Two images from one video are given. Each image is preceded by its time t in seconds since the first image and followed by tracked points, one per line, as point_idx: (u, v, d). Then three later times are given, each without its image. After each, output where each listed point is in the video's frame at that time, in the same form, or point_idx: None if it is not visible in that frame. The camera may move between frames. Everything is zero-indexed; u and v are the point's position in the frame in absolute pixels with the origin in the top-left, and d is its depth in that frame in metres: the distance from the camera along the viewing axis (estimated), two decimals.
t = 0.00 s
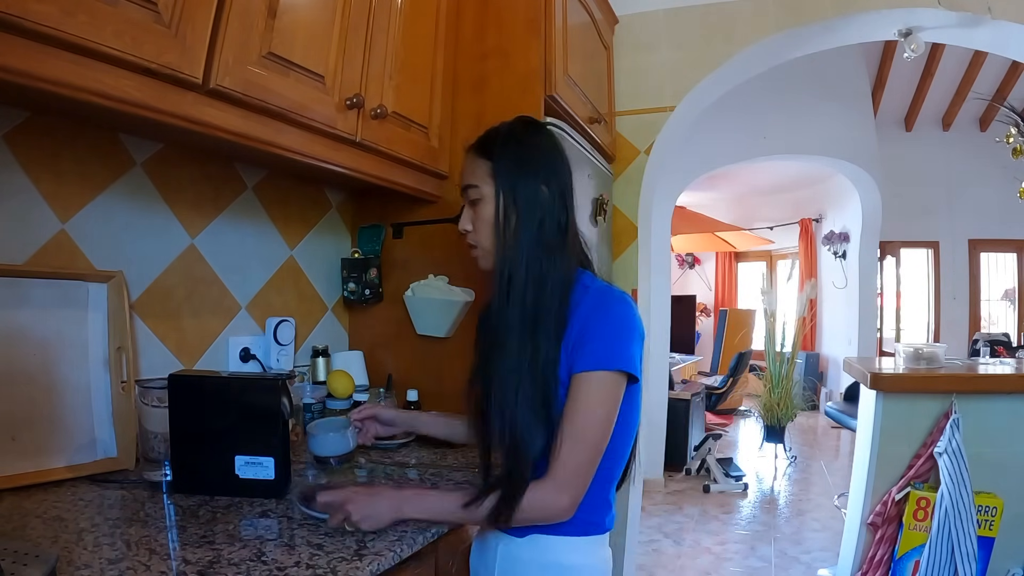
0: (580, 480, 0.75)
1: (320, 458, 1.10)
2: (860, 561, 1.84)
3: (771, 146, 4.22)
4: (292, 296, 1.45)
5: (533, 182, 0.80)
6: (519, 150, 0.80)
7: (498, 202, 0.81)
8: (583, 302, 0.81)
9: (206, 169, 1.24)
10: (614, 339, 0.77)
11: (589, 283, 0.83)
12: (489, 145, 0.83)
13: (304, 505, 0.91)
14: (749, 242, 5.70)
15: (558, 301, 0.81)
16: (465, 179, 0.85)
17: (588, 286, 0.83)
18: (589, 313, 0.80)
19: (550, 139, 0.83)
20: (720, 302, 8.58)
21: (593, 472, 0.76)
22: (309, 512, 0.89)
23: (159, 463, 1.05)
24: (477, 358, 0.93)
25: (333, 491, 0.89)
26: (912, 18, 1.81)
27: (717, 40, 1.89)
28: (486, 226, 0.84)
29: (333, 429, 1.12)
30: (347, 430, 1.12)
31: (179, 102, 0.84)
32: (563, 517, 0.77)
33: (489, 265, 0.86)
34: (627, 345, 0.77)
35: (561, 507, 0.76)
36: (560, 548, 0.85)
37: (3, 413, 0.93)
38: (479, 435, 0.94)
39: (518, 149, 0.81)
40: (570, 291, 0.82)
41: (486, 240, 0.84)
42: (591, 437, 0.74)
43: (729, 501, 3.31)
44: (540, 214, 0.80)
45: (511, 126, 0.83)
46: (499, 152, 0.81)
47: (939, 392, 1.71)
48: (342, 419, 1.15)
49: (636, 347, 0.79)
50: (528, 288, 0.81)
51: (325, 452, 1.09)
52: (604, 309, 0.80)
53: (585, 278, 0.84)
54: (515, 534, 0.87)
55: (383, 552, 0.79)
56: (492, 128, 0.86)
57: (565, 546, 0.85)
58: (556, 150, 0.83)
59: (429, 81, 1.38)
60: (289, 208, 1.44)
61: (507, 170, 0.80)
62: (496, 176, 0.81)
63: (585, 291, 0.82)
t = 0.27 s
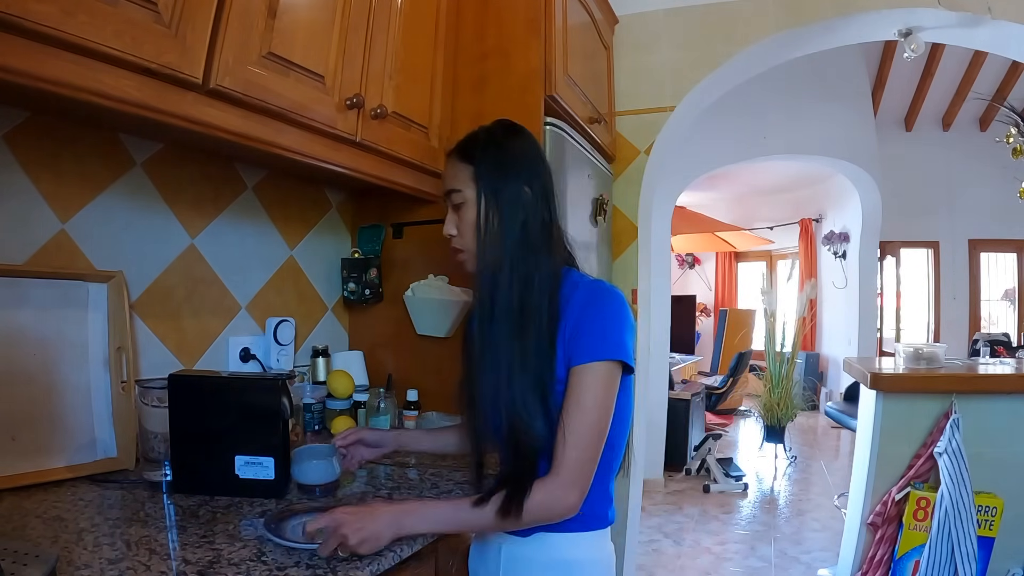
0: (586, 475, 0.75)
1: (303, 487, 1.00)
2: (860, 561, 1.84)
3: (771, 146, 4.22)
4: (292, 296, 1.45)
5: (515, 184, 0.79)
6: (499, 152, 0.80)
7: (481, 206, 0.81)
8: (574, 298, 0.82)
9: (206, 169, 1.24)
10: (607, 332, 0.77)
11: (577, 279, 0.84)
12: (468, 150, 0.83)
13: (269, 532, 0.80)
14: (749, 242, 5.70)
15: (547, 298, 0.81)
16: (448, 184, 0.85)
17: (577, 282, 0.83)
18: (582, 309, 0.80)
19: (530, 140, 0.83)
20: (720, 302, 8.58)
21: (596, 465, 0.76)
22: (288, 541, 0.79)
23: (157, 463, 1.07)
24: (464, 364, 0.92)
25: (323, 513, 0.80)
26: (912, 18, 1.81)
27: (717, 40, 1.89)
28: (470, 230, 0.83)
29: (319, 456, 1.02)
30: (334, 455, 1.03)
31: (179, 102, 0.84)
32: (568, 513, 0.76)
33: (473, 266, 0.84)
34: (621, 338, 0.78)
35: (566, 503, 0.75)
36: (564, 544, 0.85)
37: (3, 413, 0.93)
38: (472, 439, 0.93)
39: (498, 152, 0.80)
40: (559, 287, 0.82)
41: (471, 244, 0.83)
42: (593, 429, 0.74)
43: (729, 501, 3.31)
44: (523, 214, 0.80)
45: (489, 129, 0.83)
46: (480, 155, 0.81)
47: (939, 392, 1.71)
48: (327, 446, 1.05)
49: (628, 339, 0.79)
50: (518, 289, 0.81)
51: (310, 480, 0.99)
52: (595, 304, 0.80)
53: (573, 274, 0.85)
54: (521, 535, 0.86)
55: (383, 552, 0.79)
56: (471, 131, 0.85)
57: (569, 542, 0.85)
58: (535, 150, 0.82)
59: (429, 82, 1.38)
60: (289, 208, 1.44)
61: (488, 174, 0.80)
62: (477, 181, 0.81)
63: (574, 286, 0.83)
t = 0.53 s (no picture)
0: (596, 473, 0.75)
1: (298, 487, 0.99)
2: (860, 561, 1.84)
3: (771, 146, 4.22)
4: (292, 296, 1.45)
5: (508, 185, 0.80)
6: (491, 154, 0.80)
7: (474, 207, 0.81)
8: (572, 298, 0.81)
9: (206, 169, 1.24)
10: (607, 333, 0.77)
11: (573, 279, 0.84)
12: (460, 151, 0.83)
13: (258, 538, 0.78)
14: (749, 242, 5.70)
15: (543, 298, 0.81)
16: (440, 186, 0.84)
17: (575, 283, 0.83)
18: (581, 310, 0.80)
19: (522, 141, 0.83)
20: (720, 302, 8.58)
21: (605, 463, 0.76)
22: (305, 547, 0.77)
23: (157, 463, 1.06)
24: (460, 367, 0.92)
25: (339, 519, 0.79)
26: (912, 18, 1.81)
27: (717, 40, 1.89)
28: (464, 231, 0.83)
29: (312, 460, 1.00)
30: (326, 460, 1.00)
31: (179, 102, 0.84)
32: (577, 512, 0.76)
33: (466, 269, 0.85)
34: (621, 337, 0.78)
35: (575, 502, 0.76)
36: (566, 542, 0.85)
37: (3, 413, 0.93)
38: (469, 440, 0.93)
39: (491, 152, 0.80)
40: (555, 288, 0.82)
41: (464, 245, 0.84)
42: (598, 429, 0.75)
43: (729, 501, 3.31)
44: (517, 214, 0.80)
45: (481, 130, 0.83)
46: (472, 157, 0.81)
47: (939, 392, 1.71)
48: (321, 451, 1.01)
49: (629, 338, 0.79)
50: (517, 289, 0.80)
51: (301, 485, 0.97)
52: (594, 305, 0.80)
53: (568, 274, 0.85)
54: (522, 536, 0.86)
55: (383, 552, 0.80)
56: (463, 132, 0.85)
57: (570, 541, 0.85)
58: (527, 150, 0.82)
59: (429, 82, 1.38)
60: (289, 208, 1.44)
61: (481, 175, 0.80)
62: (471, 182, 0.81)
63: (571, 287, 0.83)
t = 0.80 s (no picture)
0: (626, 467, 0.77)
1: (297, 489, 0.98)
2: (860, 561, 1.84)
3: (771, 146, 4.22)
4: (292, 296, 1.45)
5: (503, 186, 0.80)
6: (486, 155, 0.80)
7: (470, 208, 0.81)
8: (574, 298, 0.82)
9: (206, 168, 1.24)
10: (614, 331, 0.78)
11: (572, 279, 0.84)
12: (454, 152, 0.83)
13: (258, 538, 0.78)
14: (749, 242, 5.70)
15: (542, 299, 0.81)
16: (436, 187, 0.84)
17: (575, 284, 0.83)
18: (585, 311, 0.80)
19: (518, 142, 0.83)
20: (720, 302, 8.58)
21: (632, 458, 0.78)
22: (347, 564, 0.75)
23: (158, 463, 1.05)
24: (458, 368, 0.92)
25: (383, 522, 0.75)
26: (912, 18, 1.81)
27: (717, 40, 1.89)
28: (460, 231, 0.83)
29: (313, 458, 1.01)
30: (327, 458, 1.01)
31: (179, 102, 0.84)
32: (613, 508, 0.78)
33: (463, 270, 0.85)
34: (627, 335, 0.78)
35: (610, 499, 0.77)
36: (569, 543, 0.85)
37: (3, 412, 0.93)
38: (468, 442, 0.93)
39: (486, 153, 0.80)
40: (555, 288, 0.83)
41: (460, 246, 0.83)
42: (619, 428, 0.76)
43: (729, 501, 3.31)
44: (513, 215, 0.80)
45: (475, 131, 0.83)
46: (467, 158, 0.81)
47: (939, 392, 1.71)
48: (322, 452, 1.03)
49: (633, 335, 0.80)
50: (520, 294, 0.80)
51: (302, 483, 0.97)
52: (597, 305, 0.80)
53: (566, 274, 0.85)
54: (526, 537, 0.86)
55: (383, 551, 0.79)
56: (457, 132, 0.85)
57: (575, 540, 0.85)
58: (522, 150, 0.82)
59: (429, 82, 1.38)
60: (289, 208, 1.44)
61: (477, 176, 0.80)
62: (466, 182, 0.81)
63: (572, 288, 0.83)
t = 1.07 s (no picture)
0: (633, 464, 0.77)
1: (297, 489, 0.98)
2: (860, 561, 1.84)
3: (771, 146, 4.22)
4: (292, 296, 1.45)
5: (506, 187, 0.80)
6: (488, 155, 0.80)
7: (472, 208, 0.81)
8: (577, 298, 0.82)
9: (206, 168, 1.24)
10: (618, 331, 0.78)
11: (574, 279, 0.85)
12: (456, 152, 0.83)
13: (258, 538, 0.78)
14: (749, 242, 5.70)
15: (546, 299, 0.81)
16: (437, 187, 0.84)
17: (578, 285, 0.84)
18: (589, 312, 0.81)
19: (519, 142, 0.83)
20: (720, 302, 8.58)
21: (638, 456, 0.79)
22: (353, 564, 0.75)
23: (158, 462, 1.04)
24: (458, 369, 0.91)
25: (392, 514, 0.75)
26: (912, 18, 1.81)
27: (717, 40, 1.89)
28: (461, 231, 0.83)
29: (313, 458, 1.01)
30: (327, 459, 1.01)
31: (179, 102, 0.84)
32: (620, 506, 0.79)
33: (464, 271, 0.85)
34: (631, 334, 0.79)
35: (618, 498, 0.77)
36: (569, 542, 0.85)
37: (3, 413, 0.93)
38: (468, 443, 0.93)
39: (488, 154, 0.80)
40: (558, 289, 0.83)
41: (461, 247, 0.83)
42: (625, 426, 0.77)
43: (729, 501, 3.31)
44: (515, 216, 0.80)
45: (477, 132, 0.82)
46: (469, 158, 0.81)
47: (939, 392, 1.71)
48: (322, 452, 1.03)
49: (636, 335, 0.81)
50: (522, 293, 0.80)
51: (302, 483, 0.97)
52: (601, 305, 0.81)
53: (567, 274, 0.85)
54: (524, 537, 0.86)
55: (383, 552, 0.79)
56: (458, 133, 0.85)
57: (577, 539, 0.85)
58: (524, 150, 0.82)
59: (429, 82, 1.38)
60: (289, 208, 1.44)
61: (479, 176, 0.80)
62: (468, 182, 0.81)
63: (575, 288, 0.84)
